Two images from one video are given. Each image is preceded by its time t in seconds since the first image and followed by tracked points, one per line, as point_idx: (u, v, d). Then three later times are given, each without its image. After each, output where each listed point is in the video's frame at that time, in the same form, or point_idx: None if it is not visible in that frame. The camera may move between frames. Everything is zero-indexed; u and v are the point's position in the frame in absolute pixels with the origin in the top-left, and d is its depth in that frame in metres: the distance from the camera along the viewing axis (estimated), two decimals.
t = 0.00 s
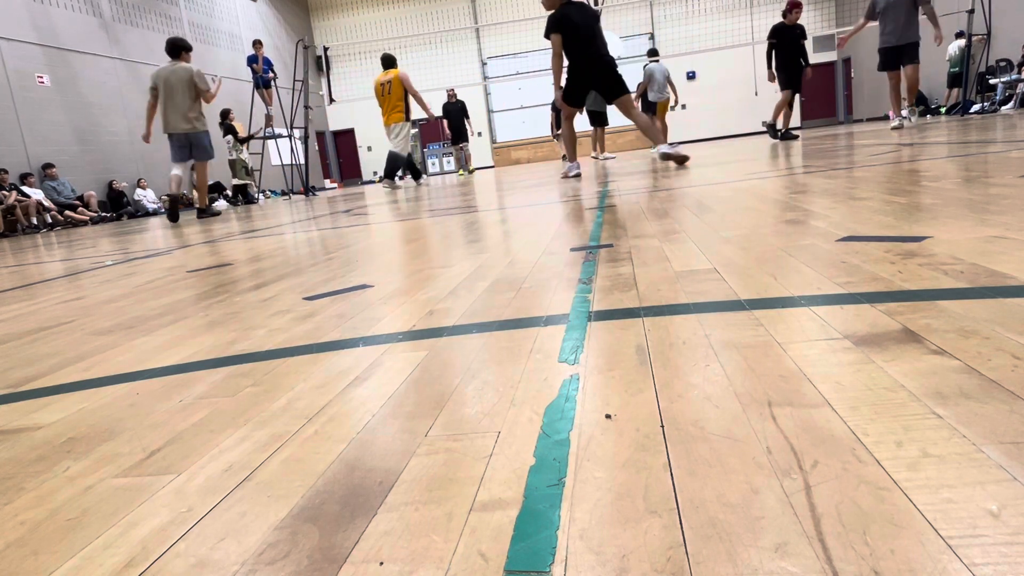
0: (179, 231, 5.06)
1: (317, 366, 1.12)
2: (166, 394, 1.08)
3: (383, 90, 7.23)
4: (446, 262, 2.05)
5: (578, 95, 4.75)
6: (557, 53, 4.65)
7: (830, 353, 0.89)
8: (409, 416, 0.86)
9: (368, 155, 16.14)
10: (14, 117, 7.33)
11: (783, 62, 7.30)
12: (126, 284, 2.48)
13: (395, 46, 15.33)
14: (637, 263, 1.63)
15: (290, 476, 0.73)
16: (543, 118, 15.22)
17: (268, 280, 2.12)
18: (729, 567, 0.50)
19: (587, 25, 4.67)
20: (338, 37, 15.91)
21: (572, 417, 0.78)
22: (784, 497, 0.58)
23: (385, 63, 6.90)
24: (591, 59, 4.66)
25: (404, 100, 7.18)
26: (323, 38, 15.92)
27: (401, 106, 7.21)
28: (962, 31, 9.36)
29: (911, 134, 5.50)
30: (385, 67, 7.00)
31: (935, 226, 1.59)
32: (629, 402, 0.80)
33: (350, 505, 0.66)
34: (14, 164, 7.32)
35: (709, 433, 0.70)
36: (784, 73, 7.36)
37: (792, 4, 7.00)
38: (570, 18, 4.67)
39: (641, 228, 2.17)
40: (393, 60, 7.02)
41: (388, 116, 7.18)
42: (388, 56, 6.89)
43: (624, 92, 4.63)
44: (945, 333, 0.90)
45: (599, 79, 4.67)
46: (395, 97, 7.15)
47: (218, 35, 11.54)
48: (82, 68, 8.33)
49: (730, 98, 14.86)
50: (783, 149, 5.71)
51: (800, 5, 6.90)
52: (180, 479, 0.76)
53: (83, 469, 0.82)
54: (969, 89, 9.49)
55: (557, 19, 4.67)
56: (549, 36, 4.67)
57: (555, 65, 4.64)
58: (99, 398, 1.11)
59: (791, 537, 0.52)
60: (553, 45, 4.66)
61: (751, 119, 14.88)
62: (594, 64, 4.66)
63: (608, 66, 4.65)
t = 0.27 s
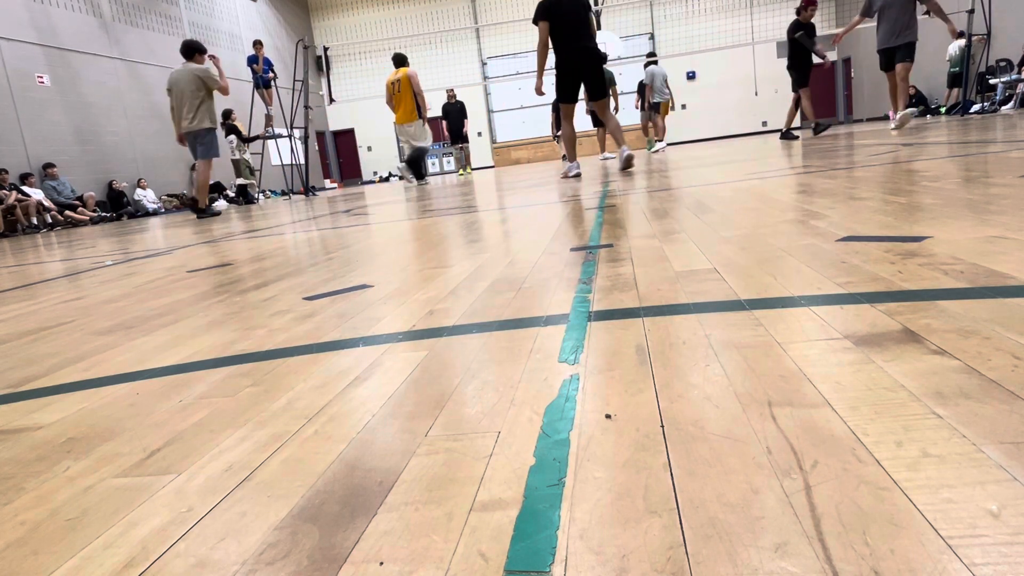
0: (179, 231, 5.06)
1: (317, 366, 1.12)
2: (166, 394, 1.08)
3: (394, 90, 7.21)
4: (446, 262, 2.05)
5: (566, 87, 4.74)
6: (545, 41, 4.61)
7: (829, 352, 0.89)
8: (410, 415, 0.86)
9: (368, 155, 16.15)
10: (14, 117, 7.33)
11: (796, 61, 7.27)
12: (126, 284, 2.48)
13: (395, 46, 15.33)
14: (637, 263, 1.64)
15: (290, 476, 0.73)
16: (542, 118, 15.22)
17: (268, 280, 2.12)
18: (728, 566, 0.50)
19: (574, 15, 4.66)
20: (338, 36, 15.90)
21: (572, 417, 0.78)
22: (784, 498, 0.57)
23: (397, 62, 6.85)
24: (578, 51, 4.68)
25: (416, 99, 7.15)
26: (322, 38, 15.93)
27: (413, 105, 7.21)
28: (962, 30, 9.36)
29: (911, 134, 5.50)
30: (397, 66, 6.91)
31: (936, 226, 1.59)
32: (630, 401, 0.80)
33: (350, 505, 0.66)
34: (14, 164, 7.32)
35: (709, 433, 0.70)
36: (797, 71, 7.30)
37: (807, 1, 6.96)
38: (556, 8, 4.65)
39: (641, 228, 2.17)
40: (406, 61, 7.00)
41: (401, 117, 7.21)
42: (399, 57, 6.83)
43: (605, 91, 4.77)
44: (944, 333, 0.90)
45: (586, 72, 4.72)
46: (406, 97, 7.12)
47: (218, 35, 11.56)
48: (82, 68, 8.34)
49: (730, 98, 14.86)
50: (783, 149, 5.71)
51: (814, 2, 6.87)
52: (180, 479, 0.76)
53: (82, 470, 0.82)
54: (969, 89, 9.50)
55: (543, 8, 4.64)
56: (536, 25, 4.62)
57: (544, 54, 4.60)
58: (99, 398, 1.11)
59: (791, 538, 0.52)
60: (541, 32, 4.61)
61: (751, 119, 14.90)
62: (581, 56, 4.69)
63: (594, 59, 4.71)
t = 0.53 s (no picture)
0: (179, 231, 5.06)
1: (317, 366, 1.12)
2: (166, 394, 1.08)
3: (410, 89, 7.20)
4: (446, 262, 2.04)
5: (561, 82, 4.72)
6: (541, 36, 4.61)
7: (829, 353, 0.89)
8: (410, 415, 0.86)
9: (368, 155, 16.14)
10: (14, 117, 7.33)
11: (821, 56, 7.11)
12: (126, 284, 2.48)
13: (395, 46, 15.34)
14: (637, 264, 1.63)
15: (290, 476, 0.73)
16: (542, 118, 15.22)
17: (268, 280, 2.12)
18: (728, 566, 0.50)
19: (569, 11, 4.67)
20: (338, 37, 15.91)
21: (572, 417, 0.78)
22: (784, 498, 0.57)
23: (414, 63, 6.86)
24: (573, 49, 4.69)
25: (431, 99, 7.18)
26: (322, 37, 15.93)
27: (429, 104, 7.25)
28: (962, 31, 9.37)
29: (912, 134, 5.49)
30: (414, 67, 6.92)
31: (936, 226, 1.59)
32: (629, 402, 0.80)
33: (349, 505, 0.66)
34: (14, 164, 7.32)
35: (709, 433, 0.70)
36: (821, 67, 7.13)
37: None
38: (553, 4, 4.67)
39: (641, 229, 2.17)
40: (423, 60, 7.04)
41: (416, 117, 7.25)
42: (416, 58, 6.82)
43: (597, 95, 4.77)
44: (944, 333, 0.90)
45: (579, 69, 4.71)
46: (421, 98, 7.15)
47: (218, 35, 11.56)
48: (82, 68, 8.34)
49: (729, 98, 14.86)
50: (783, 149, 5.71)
51: None
52: (181, 479, 0.76)
53: (83, 470, 0.82)
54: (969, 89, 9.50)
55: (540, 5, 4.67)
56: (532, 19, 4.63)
57: (539, 48, 4.59)
58: (98, 398, 1.11)
59: (790, 537, 0.53)
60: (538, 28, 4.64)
61: (751, 119, 14.90)
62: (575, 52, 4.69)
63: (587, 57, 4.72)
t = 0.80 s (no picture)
0: (179, 231, 5.07)
1: (317, 366, 1.12)
2: (166, 395, 1.08)
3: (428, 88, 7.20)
4: (446, 262, 2.04)
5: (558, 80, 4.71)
6: (538, 35, 4.64)
7: (829, 353, 0.89)
8: (410, 416, 0.86)
9: (368, 155, 16.15)
10: (14, 117, 7.33)
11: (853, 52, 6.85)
12: (126, 284, 2.48)
13: (395, 46, 15.35)
14: (637, 263, 1.63)
15: (290, 476, 0.73)
16: (542, 118, 15.22)
17: (268, 280, 2.12)
18: (728, 566, 0.50)
19: (570, 13, 4.67)
20: (338, 37, 15.92)
21: (572, 417, 0.78)
22: (785, 498, 0.57)
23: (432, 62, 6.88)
24: (571, 50, 4.69)
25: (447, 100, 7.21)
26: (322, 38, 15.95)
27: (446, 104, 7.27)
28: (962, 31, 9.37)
29: (912, 134, 5.50)
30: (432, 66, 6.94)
31: (935, 226, 1.59)
32: (629, 402, 0.80)
33: (349, 505, 0.66)
34: (14, 164, 7.32)
35: (709, 434, 0.70)
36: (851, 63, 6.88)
37: None
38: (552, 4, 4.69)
39: (641, 228, 2.17)
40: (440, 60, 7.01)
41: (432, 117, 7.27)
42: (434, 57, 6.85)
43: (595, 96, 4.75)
44: (945, 333, 0.90)
45: (575, 69, 4.69)
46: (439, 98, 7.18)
47: (218, 35, 11.56)
48: (82, 68, 8.33)
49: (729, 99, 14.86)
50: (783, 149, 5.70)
51: None
52: (181, 479, 0.76)
53: (82, 470, 0.82)
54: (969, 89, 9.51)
55: (540, 5, 4.71)
56: (531, 19, 4.67)
57: (536, 47, 4.61)
58: (99, 398, 1.11)
59: (791, 538, 0.52)
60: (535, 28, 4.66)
61: (751, 119, 14.91)
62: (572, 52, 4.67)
63: (585, 57, 4.68)
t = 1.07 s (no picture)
0: (179, 231, 5.07)
1: (317, 366, 1.13)
2: (166, 395, 1.08)
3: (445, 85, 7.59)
4: (446, 262, 2.04)
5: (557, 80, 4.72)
6: (538, 34, 4.63)
7: (829, 353, 0.89)
8: (410, 415, 0.86)
9: (368, 155, 16.15)
10: (14, 117, 7.33)
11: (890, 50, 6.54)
12: (126, 284, 2.48)
13: (395, 46, 15.36)
14: (637, 264, 1.63)
15: (290, 476, 0.73)
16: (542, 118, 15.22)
17: (268, 280, 2.12)
18: (728, 566, 0.50)
19: (570, 13, 4.66)
20: (338, 37, 15.92)
21: (572, 417, 0.78)
22: (785, 498, 0.57)
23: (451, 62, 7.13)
24: (571, 50, 4.69)
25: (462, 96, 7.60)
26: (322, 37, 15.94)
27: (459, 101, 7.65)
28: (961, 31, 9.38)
29: (912, 134, 5.49)
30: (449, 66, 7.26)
31: (935, 226, 1.59)
32: (630, 402, 0.80)
33: (349, 505, 0.66)
34: (14, 164, 7.32)
35: (709, 434, 0.70)
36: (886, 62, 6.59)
37: None
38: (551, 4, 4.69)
39: (641, 229, 2.17)
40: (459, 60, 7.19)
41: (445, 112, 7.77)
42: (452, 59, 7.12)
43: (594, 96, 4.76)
44: (944, 333, 0.90)
45: (575, 70, 4.70)
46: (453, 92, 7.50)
47: (218, 35, 11.57)
48: (82, 68, 8.33)
49: (729, 98, 14.86)
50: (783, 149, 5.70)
51: None
52: (180, 479, 0.76)
53: (83, 470, 0.82)
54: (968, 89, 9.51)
55: (539, 4, 4.70)
56: (530, 18, 4.67)
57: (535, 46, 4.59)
58: (99, 398, 1.11)
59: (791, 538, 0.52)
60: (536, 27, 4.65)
61: (750, 120, 14.92)
62: (572, 52, 4.68)
63: (585, 58, 4.69)
